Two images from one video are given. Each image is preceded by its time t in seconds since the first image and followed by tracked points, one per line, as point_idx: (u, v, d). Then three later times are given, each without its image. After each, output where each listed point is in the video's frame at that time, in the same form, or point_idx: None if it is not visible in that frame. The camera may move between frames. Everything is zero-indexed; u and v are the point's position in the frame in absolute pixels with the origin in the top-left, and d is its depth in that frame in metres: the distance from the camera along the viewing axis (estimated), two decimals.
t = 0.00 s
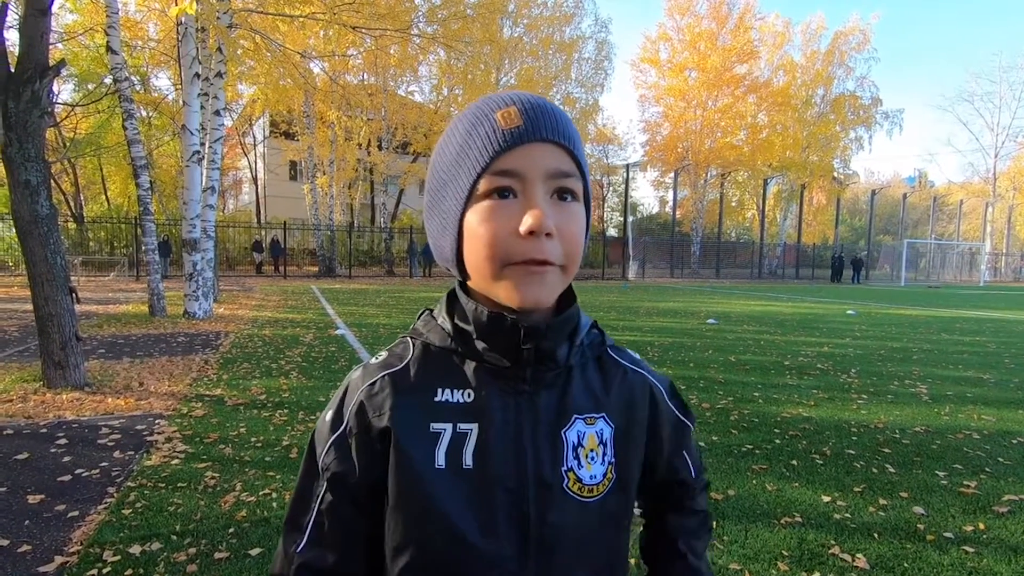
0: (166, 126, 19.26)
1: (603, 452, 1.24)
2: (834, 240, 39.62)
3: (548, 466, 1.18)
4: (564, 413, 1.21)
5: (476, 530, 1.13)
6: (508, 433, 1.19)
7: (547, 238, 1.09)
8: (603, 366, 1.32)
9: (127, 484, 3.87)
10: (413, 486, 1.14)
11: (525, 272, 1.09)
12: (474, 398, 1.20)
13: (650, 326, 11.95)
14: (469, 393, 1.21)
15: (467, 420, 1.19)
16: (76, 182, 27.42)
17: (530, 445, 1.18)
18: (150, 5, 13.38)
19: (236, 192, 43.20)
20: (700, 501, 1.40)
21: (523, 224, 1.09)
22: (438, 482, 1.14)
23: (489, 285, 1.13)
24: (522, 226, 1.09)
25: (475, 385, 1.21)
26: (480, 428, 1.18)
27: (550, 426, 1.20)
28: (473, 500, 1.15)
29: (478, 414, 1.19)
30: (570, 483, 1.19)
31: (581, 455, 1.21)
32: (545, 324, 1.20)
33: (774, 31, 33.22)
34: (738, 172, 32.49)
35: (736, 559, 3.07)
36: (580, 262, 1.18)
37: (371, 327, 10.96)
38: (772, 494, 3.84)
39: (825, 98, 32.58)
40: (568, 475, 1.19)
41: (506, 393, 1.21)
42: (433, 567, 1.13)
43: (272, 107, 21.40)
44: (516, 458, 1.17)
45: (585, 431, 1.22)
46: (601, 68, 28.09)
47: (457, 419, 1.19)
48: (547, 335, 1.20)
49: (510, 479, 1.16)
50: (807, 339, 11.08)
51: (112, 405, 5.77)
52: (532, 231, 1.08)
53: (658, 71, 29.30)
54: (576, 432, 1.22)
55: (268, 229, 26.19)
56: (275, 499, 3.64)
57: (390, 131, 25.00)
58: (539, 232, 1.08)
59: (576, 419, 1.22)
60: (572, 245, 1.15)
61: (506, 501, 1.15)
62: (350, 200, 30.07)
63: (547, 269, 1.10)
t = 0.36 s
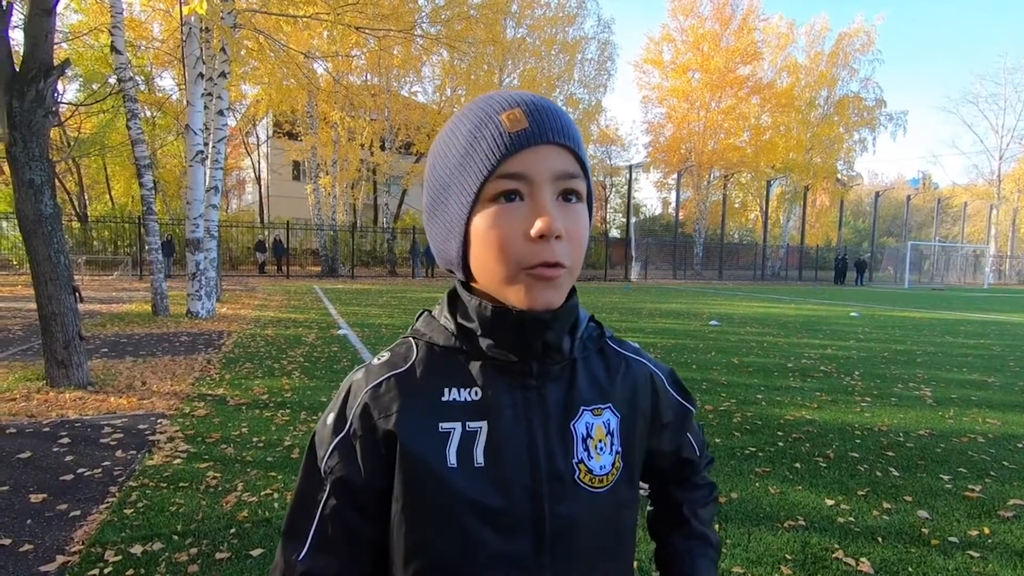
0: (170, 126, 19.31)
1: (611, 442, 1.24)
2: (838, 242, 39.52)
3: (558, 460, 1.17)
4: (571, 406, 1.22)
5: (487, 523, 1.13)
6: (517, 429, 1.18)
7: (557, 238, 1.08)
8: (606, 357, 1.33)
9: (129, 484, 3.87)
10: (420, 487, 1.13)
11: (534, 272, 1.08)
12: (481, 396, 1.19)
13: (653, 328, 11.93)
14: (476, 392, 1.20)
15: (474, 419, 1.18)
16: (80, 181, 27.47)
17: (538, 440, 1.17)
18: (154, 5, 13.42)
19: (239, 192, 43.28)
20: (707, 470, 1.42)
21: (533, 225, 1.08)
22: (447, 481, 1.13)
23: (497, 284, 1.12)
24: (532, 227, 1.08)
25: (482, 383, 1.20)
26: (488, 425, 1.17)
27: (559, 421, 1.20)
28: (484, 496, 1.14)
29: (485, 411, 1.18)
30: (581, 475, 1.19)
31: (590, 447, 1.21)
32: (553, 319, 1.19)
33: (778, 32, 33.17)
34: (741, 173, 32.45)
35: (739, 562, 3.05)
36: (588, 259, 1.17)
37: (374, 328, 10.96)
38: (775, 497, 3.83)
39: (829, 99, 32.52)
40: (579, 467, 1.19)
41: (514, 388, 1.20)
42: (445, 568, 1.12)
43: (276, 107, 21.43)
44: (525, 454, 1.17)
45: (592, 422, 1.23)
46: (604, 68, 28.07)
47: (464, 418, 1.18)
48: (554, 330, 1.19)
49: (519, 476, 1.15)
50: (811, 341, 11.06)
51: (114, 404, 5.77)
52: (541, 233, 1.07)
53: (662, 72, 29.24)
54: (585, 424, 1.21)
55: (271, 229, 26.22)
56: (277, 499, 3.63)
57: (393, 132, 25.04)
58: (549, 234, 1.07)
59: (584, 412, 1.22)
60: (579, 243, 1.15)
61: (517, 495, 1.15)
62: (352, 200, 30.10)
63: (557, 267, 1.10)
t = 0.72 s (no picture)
0: (174, 127, 19.37)
1: (608, 449, 1.22)
2: (842, 244, 39.39)
3: (554, 465, 1.16)
4: (568, 410, 1.20)
5: (477, 528, 1.12)
6: (514, 433, 1.17)
7: (557, 235, 1.07)
8: (606, 361, 1.31)
9: (132, 483, 3.87)
10: (409, 491, 1.12)
11: (531, 270, 1.08)
12: (477, 399, 1.18)
13: (656, 329, 11.91)
14: (472, 393, 1.19)
15: (469, 421, 1.17)
16: (85, 182, 27.57)
17: (532, 444, 1.16)
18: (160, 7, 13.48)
19: (243, 192, 43.42)
20: (719, 483, 1.38)
21: (534, 221, 1.08)
22: (436, 485, 1.12)
23: (494, 281, 1.11)
24: (532, 222, 1.08)
25: (478, 384, 1.19)
26: (484, 428, 1.16)
27: (555, 424, 1.19)
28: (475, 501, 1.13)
29: (480, 414, 1.17)
30: (576, 482, 1.17)
31: (586, 453, 1.20)
32: (551, 320, 1.18)
33: (782, 33, 33.09)
34: (745, 175, 32.40)
35: (742, 565, 3.04)
36: (588, 261, 1.16)
37: (376, 328, 10.97)
38: (778, 499, 3.82)
39: (833, 100, 32.44)
40: (573, 474, 1.17)
41: (511, 392, 1.19)
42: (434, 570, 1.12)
43: (280, 108, 21.49)
44: (520, 458, 1.16)
45: (589, 429, 1.21)
46: (608, 70, 28.06)
47: (460, 420, 1.17)
48: (550, 331, 1.19)
49: (514, 480, 1.14)
50: (815, 343, 11.03)
51: (118, 404, 5.79)
52: (542, 230, 1.07)
53: (665, 74, 29.19)
54: (581, 430, 1.20)
55: (275, 229, 26.27)
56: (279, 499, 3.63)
57: (397, 132, 25.12)
58: (550, 230, 1.07)
59: (582, 418, 1.21)
60: (580, 244, 1.14)
61: (509, 502, 1.13)
62: (356, 202, 30.15)
63: (556, 266, 1.09)
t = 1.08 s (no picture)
0: (179, 127, 19.45)
1: (609, 452, 1.22)
2: (846, 244, 39.30)
3: (551, 468, 1.15)
4: (566, 411, 1.20)
5: (475, 529, 1.12)
6: (509, 433, 1.17)
7: (544, 231, 1.07)
8: (606, 364, 1.30)
9: (136, 481, 3.88)
10: (408, 492, 1.13)
11: (523, 267, 1.07)
12: (474, 398, 1.18)
13: (659, 329, 11.91)
14: (469, 392, 1.19)
15: (466, 420, 1.17)
16: (91, 181, 27.69)
17: (530, 444, 1.16)
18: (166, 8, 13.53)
19: (247, 192, 43.53)
20: (730, 498, 1.35)
21: (521, 217, 1.08)
22: (434, 484, 1.13)
23: (486, 278, 1.12)
24: (519, 219, 1.08)
25: (474, 383, 1.19)
26: (480, 427, 1.16)
27: (553, 426, 1.18)
28: (472, 504, 1.13)
29: (477, 413, 1.17)
30: (574, 483, 1.16)
31: (585, 455, 1.19)
32: (546, 319, 1.18)
33: (786, 33, 32.99)
34: (748, 175, 32.37)
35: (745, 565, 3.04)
36: (581, 258, 1.15)
37: (379, 328, 11.00)
38: (782, 499, 3.81)
39: (837, 100, 32.37)
40: (572, 476, 1.16)
41: (508, 391, 1.19)
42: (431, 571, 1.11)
43: (284, 109, 21.53)
44: (517, 458, 1.15)
45: (587, 429, 1.20)
46: (611, 69, 28.05)
47: (457, 418, 1.17)
48: (548, 331, 1.18)
49: (510, 482, 1.14)
50: (818, 343, 11.02)
51: (122, 402, 5.81)
52: (529, 226, 1.07)
53: (669, 74, 29.14)
54: (579, 431, 1.20)
55: (279, 229, 26.34)
56: (282, 497, 3.64)
57: (400, 132, 25.19)
58: (539, 226, 1.07)
59: (578, 418, 1.20)
60: (573, 240, 1.13)
61: (504, 504, 1.13)
62: (359, 201, 30.19)
63: (547, 262, 1.09)
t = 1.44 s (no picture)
0: (184, 129, 19.52)
1: (609, 461, 1.23)
2: (852, 246, 39.18)
3: (550, 478, 1.17)
4: (566, 418, 1.21)
5: (473, 538, 1.13)
6: (510, 440, 1.18)
7: (548, 234, 1.08)
8: (609, 370, 1.31)
9: (142, 481, 3.91)
10: (408, 500, 1.14)
11: (524, 272, 1.08)
12: (474, 404, 1.19)
13: (663, 331, 11.90)
14: (469, 399, 1.20)
15: (466, 428, 1.18)
16: (96, 183, 27.81)
17: (529, 455, 1.17)
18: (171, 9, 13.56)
19: (251, 194, 43.66)
20: (727, 506, 1.35)
21: (522, 220, 1.09)
22: (434, 492, 1.14)
23: (487, 284, 1.12)
24: (522, 221, 1.08)
25: (475, 391, 1.20)
26: (480, 436, 1.17)
27: (554, 435, 1.20)
28: (471, 510, 1.14)
29: (477, 421, 1.18)
30: (572, 493, 1.18)
31: (585, 465, 1.20)
32: (549, 326, 1.18)
33: (791, 34, 32.91)
34: (753, 176, 32.30)
35: (750, 568, 3.04)
36: (581, 263, 1.16)
37: (383, 329, 11.01)
38: (787, 502, 3.81)
39: (842, 101, 32.29)
40: (570, 486, 1.18)
41: (508, 399, 1.20)
42: None
43: (289, 110, 21.60)
44: (518, 466, 1.17)
45: (587, 439, 1.22)
46: (615, 71, 28.01)
47: (456, 426, 1.18)
48: (549, 337, 1.19)
49: (509, 492, 1.15)
50: (823, 346, 10.99)
51: (128, 403, 5.84)
52: (531, 229, 1.07)
53: (673, 75, 29.08)
54: (579, 440, 1.21)
55: (283, 230, 26.39)
56: (286, 498, 3.66)
57: (405, 133, 25.24)
58: (541, 229, 1.07)
59: (579, 427, 1.21)
60: (574, 242, 1.13)
61: (503, 513, 1.14)
62: (363, 202, 30.23)
63: (549, 267, 1.09)
